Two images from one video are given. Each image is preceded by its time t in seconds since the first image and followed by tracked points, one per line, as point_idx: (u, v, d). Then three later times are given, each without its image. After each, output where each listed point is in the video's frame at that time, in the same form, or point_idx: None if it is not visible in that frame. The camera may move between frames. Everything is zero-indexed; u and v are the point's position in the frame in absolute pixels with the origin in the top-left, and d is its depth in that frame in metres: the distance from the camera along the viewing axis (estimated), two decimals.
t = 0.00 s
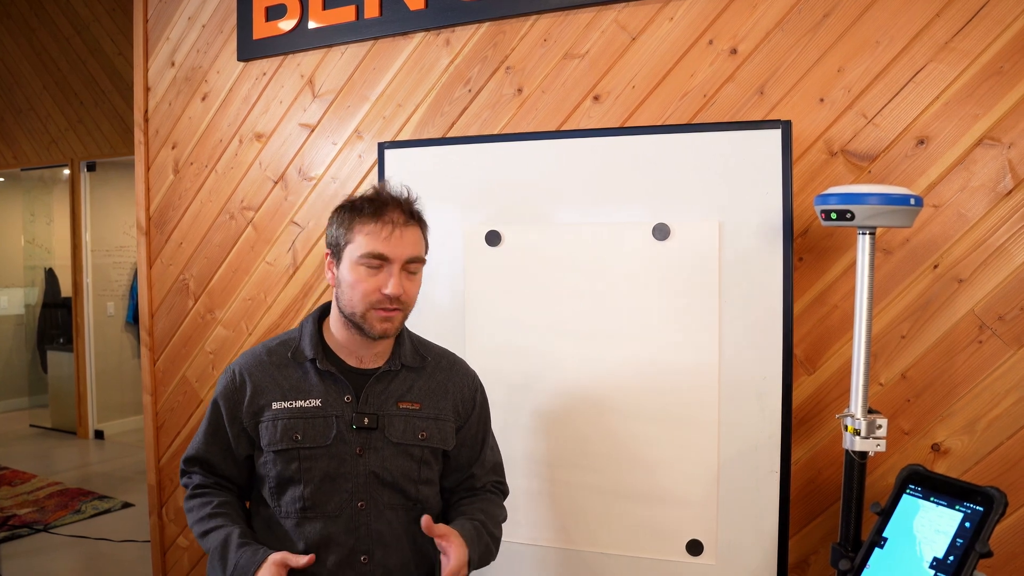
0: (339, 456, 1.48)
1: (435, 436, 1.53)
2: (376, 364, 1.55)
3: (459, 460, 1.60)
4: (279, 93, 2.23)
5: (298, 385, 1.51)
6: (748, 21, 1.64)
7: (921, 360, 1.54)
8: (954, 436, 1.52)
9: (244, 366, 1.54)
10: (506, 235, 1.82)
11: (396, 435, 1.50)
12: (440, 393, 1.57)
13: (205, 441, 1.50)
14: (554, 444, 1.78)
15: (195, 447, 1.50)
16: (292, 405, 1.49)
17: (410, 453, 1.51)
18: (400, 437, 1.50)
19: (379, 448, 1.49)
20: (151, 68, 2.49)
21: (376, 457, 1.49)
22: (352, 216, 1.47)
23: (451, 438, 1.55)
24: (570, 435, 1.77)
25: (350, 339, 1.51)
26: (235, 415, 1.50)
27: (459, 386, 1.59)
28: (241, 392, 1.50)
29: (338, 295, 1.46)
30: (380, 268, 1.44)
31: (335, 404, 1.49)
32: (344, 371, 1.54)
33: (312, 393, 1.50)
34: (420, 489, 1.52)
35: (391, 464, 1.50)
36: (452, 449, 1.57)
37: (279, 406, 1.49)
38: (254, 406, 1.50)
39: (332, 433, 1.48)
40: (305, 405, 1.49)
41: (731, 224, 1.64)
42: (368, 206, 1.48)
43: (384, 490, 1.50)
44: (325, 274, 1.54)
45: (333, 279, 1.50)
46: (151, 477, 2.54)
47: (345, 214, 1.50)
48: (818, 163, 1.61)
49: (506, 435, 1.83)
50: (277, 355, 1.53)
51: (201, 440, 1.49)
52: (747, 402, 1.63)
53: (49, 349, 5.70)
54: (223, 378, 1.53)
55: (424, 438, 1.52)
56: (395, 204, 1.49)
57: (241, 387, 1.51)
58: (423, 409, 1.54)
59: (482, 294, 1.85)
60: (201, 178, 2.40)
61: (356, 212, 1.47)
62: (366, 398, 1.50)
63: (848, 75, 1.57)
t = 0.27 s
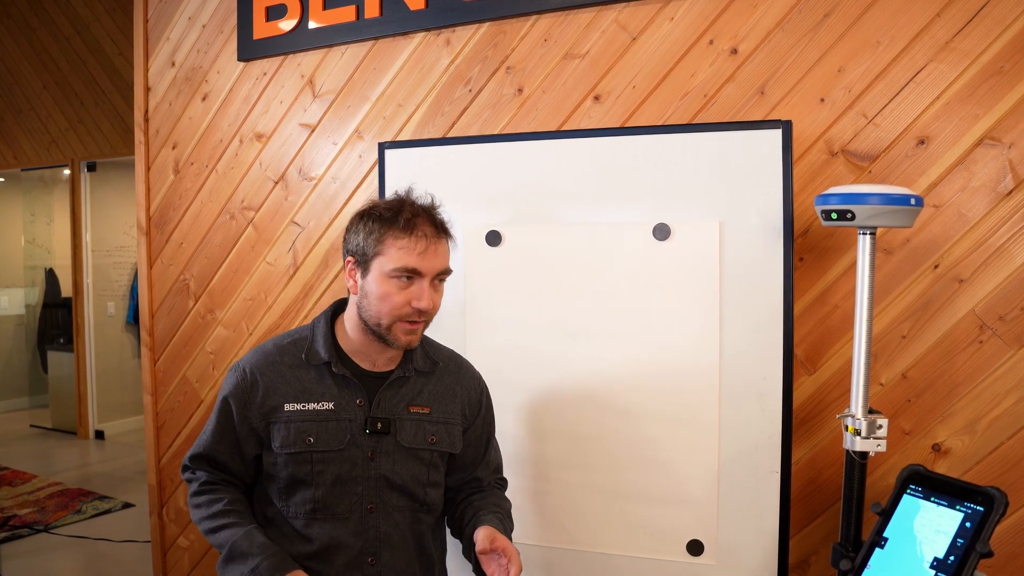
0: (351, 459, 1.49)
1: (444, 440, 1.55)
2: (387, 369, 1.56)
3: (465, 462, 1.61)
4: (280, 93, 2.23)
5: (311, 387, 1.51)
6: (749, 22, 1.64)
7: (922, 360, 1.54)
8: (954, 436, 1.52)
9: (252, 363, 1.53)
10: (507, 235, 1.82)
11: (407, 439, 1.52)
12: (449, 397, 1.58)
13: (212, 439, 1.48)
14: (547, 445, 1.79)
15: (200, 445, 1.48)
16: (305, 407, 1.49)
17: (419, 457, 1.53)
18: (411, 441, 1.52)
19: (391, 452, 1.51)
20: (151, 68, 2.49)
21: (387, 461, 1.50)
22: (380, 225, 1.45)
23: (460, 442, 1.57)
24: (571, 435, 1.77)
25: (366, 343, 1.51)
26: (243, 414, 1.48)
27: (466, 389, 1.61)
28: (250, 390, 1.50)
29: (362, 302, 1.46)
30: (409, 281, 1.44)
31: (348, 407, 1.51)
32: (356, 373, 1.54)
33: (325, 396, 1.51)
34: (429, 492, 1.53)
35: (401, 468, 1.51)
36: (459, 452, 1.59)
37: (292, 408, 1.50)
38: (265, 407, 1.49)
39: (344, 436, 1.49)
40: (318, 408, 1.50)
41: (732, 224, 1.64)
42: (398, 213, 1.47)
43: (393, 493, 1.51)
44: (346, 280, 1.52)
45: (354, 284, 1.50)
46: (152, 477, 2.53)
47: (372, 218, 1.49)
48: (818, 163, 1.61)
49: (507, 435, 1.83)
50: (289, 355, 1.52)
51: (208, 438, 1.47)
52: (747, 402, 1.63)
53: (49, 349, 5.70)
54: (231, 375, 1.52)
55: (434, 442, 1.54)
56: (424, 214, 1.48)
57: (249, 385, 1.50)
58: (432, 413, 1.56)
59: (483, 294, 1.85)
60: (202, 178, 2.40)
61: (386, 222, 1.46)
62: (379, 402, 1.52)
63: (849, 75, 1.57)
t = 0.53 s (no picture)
0: (258, 470, 1.44)
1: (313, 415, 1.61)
2: (237, 371, 1.53)
3: (331, 420, 1.73)
4: (278, 90, 2.21)
5: (194, 407, 1.39)
6: (751, 18, 1.63)
7: (926, 360, 1.53)
8: (958, 436, 1.51)
9: (159, 362, 1.39)
10: (507, 234, 1.81)
11: (298, 425, 1.55)
12: (292, 375, 1.63)
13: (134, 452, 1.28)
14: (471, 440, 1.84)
15: (112, 462, 1.25)
16: (201, 432, 1.38)
17: (304, 438, 1.57)
18: (298, 425, 1.55)
19: (287, 445, 1.51)
20: (148, 65, 2.47)
21: (285, 455, 1.50)
22: (237, 223, 1.42)
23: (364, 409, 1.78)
24: (572, 435, 1.75)
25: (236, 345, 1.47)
26: (178, 418, 1.36)
27: (297, 366, 1.67)
28: (176, 392, 1.37)
29: (251, 300, 1.43)
30: (275, 266, 1.48)
31: (235, 417, 1.44)
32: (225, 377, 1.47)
33: (214, 414, 1.41)
34: (314, 469, 1.58)
35: (296, 455, 1.53)
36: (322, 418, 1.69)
37: (192, 439, 1.36)
38: (172, 442, 1.33)
39: (241, 449, 1.43)
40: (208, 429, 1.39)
41: (734, 222, 1.62)
42: (242, 208, 1.45)
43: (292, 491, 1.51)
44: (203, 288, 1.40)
45: (230, 291, 1.41)
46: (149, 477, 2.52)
47: (219, 220, 1.41)
48: (821, 161, 1.59)
49: (507, 436, 1.82)
50: (143, 380, 1.35)
51: (114, 492, 1.24)
52: (749, 401, 1.62)
53: (46, 349, 5.68)
54: (146, 377, 1.36)
55: (311, 419, 1.60)
56: (254, 206, 1.47)
57: (181, 388, 1.38)
58: (293, 394, 1.59)
59: (484, 294, 1.84)
60: (199, 176, 2.38)
61: (231, 220, 1.42)
62: (258, 402, 1.49)
63: (852, 72, 1.55)
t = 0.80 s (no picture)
0: (260, 472, 1.44)
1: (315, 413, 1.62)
2: (237, 372, 1.53)
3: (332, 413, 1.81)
4: (277, 90, 2.21)
5: (196, 411, 1.39)
6: (751, 18, 1.63)
7: (926, 360, 1.53)
8: (958, 436, 1.51)
9: (157, 365, 1.38)
10: (507, 234, 1.81)
11: (299, 425, 1.55)
12: (293, 374, 1.63)
13: (134, 458, 1.28)
14: (452, 432, 1.89)
15: (112, 469, 1.24)
16: (202, 435, 1.38)
17: (306, 437, 1.57)
18: (299, 426, 1.55)
19: (288, 445, 1.52)
20: (147, 65, 2.47)
21: (287, 455, 1.51)
22: (234, 227, 1.41)
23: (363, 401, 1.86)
24: (573, 435, 1.75)
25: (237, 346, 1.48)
26: (177, 422, 1.35)
27: (298, 364, 1.68)
28: (175, 397, 1.37)
29: (250, 304, 1.43)
30: (273, 269, 1.48)
31: (235, 420, 1.44)
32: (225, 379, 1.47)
33: (214, 417, 1.41)
34: (317, 467, 1.59)
35: (297, 454, 1.54)
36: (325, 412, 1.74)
37: (192, 443, 1.36)
38: (174, 446, 1.33)
39: (245, 449, 1.43)
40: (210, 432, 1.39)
41: (734, 223, 1.61)
42: (240, 212, 1.44)
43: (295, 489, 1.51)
44: (203, 294, 1.40)
45: (228, 295, 1.41)
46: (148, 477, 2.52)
47: (216, 226, 1.40)
48: (821, 161, 1.59)
49: (506, 436, 1.82)
50: (143, 386, 1.35)
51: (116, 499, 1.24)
52: (749, 401, 1.61)
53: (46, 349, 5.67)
54: (145, 381, 1.36)
55: (314, 418, 1.61)
56: (252, 209, 1.47)
57: (180, 391, 1.37)
58: (294, 393, 1.59)
59: (483, 294, 1.83)
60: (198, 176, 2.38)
61: (229, 225, 1.41)
62: (258, 403, 1.49)
63: (852, 72, 1.55)
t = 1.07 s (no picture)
0: (263, 472, 1.44)
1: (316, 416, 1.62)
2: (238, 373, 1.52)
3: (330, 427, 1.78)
4: (277, 89, 2.20)
5: (200, 413, 1.38)
6: (751, 17, 1.62)
7: (926, 360, 1.52)
8: (959, 436, 1.50)
9: (159, 368, 1.38)
10: (506, 234, 1.80)
11: (300, 427, 1.55)
12: (293, 377, 1.63)
13: (138, 461, 1.27)
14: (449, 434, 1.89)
15: (116, 473, 1.24)
16: (206, 438, 1.37)
17: (308, 438, 1.57)
18: (301, 427, 1.55)
19: (291, 446, 1.52)
20: (146, 64, 2.47)
21: (289, 456, 1.50)
22: (233, 228, 1.40)
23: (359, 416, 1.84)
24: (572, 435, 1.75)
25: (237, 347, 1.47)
26: (180, 425, 1.35)
27: (298, 368, 1.68)
28: (178, 399, 1.36)
29: (250, 306, 1.42)
30: (274, 269, 1.47)
31: (238, 422, 1.44)
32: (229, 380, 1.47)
33: (218, 420, 1.41)
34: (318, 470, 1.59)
35: (300, 455, 1.53)
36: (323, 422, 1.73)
37: (196, 446, 1.35)
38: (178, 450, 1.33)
39: (248, 451, 1.43)
40: (214, 433, 1.39)
41: (734, 223, 1.61)
42: (239, 212, 1.43)
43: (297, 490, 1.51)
44: (202, 296, 1.39)
45: (228, 296, 1.41)
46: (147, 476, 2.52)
47: (216, 227, 1.39)
48: (821, 160, 1.59)
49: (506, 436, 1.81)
50: (149, 388, 1.34)
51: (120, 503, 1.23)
52: (749, 401, 1.61)
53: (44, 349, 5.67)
54: (148, 384, 1.35)
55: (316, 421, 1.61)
56: (252, 210, 1.46)
57: (183, 395, 1.36)
58: (296, 395, 1.59)
59: (483, 294, 1.83)
60: (197, 176, 2.37)
61: (229, 226, 1.40)
62: (261, 404, 1.49)
63: (853, 71, 1.55)
